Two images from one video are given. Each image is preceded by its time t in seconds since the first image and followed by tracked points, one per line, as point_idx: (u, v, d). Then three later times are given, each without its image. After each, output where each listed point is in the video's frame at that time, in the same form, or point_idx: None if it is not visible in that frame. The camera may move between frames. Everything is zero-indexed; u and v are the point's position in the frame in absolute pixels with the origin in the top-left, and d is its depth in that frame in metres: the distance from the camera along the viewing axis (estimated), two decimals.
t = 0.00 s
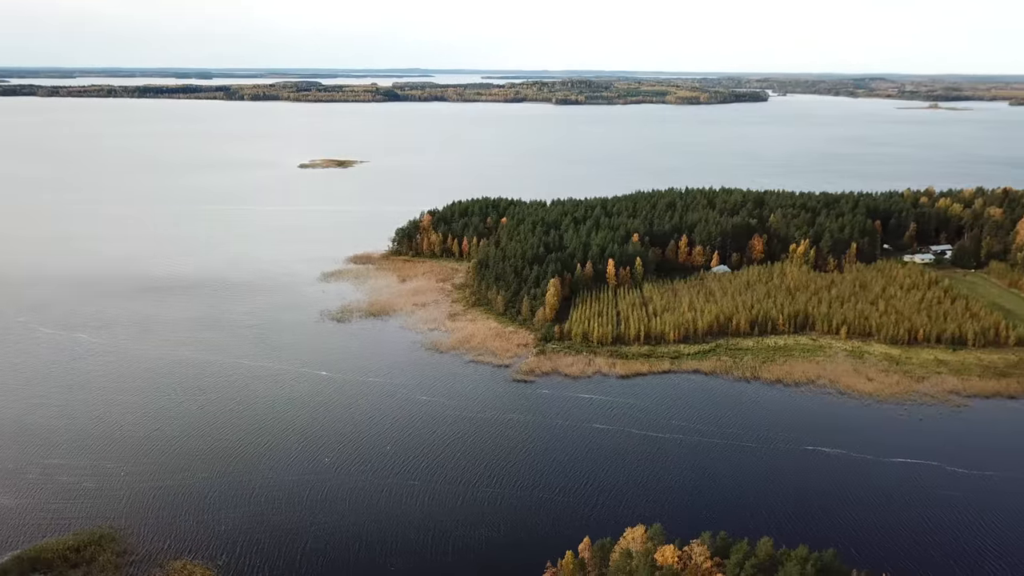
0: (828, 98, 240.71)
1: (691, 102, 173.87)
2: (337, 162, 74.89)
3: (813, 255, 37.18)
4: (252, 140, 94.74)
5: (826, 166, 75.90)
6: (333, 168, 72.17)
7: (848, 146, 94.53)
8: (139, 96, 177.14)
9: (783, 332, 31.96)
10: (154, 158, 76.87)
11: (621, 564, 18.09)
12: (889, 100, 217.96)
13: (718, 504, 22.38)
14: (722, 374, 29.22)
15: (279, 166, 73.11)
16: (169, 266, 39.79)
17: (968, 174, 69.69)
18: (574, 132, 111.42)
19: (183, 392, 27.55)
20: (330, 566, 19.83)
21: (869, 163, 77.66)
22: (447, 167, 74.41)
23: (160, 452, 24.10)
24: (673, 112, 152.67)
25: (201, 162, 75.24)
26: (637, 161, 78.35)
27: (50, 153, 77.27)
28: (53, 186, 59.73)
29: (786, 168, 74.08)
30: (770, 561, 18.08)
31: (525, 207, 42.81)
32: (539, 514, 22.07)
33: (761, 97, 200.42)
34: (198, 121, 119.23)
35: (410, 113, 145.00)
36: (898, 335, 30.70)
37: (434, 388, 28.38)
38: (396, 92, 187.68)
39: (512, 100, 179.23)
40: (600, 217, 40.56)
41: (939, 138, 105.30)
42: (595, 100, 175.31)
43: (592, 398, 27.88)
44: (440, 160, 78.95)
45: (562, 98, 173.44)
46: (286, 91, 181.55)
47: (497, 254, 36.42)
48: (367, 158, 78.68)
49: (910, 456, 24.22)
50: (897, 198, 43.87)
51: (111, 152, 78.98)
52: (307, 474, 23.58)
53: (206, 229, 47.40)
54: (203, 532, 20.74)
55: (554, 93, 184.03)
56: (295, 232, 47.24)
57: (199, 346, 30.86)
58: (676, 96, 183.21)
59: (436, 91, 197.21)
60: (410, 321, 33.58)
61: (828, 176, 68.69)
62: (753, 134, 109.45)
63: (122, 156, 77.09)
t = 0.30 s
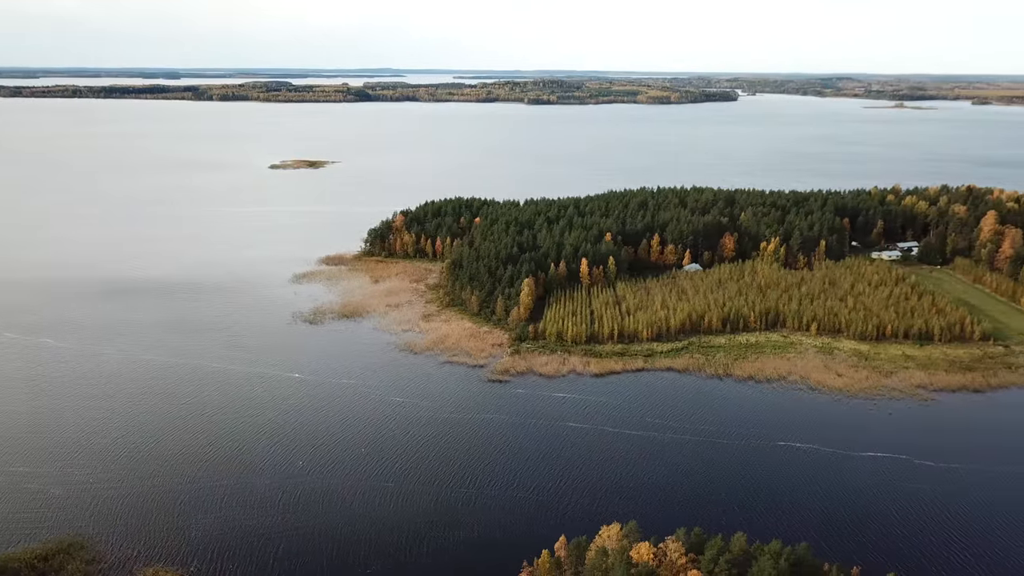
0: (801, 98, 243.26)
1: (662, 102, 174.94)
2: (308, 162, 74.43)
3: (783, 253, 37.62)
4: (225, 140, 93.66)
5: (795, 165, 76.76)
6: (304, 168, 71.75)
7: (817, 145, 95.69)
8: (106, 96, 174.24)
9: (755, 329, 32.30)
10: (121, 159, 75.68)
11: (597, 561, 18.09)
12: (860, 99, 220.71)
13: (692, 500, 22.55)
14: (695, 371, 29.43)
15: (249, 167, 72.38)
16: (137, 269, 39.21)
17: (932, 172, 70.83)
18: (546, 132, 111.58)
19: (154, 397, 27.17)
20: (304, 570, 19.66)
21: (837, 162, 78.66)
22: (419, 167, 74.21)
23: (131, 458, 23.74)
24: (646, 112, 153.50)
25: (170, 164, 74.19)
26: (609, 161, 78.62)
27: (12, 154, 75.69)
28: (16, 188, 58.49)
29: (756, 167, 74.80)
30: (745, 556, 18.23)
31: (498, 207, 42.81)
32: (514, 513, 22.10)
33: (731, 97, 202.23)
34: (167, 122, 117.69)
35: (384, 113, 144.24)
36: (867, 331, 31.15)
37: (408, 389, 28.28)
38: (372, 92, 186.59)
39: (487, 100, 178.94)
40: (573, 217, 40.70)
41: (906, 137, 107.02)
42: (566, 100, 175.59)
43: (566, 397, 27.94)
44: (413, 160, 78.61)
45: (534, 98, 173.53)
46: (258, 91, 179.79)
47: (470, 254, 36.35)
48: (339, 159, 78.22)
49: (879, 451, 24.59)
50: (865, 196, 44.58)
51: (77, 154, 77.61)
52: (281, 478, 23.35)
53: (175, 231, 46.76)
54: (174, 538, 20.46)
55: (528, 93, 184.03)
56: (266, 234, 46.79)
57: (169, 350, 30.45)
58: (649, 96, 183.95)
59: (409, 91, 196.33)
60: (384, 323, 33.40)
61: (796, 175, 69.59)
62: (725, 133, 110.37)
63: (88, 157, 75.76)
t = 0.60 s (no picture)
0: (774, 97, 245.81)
1: (634, 102, 175.99)
2: (281, 163, 73.76)
3: (754, 251, 38.06)
4: (198, 142, 92.46)
5: (765, 163, 77.60)
6: (276, 169, 71.15)
7: (788, 145, 96.83)
8: (72, 96, 171.19)
9: (728, 327, 32.61)
10: (87, 161, 74.35)
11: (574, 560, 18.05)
12: (831, 98, 223.33)
13: (667, 497, 22.71)
14: (669, 369, 29.64)
15: (220, 168, 71.56)
16: (105, 273, 38.58)
17: (898, 171, 72.05)
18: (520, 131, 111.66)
19: (124, 401, 26.77)
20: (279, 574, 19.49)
21: (806, 161, 79.68)
22: (392, 168, 73.94)
23: (102, 464, 23.37)
24: (620, 112, 154.09)
25: (139, 165, 73.10)
26: (582, 161, 78.87)
27: None
28: None
29: (727, 167, 75.46)
30: (720, 552, 18.37)
31: (473, 207, 42.77)
32: (490, 512, 22.12)
33: (703, 97, 203.68)
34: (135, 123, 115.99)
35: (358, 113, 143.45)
36: (838, 327, 31.59)
37: (383, 391, 28.15)
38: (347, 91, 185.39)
39: (462, 100, 178.55)
40: (546, 217, 40.78)
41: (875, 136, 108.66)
42: (538, 100, 175.47)
43: (541, 396, 27.99)
44: (386, 161, 78.21)
45: (507, 98, 173.44)
46: (230, 91, 177.78)
47: (445, 254, 36.24)
48: (312, 159, 77.66)
49: (850, 445, 24.92)
50: (834, 194, 45.22)
51: (41, 155, 76.05)
52: (255, 481, 23.14)
53: (144, 234, 46.07)
54: (147, 545, 20.19)
55: (502, 93, 183.78)
56: (238, 236, 46.31)
57: (139, 354, 30.02)
58: (620, 96, 184.66)
59: (383, 91, 195.22)
60: (357, 324, 33.21)
61: (766, 174, 70.37)
62: (698, 133, 111.23)
63: (53, 159, 74.29)
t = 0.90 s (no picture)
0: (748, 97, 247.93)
1: (607, 101, 176.83)
2: (253, 164, 72.98)
3: (726, 250, 38.43)
4: (169, 142, 91.22)
5: (736, 163, 78.31)
6: (248, 170, 70.40)
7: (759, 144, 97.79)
8: (37, 96, 167.92)
9: (701, 325, 32.88)
10: (53, 163, 72.95)
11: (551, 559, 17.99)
12: (802, 97, 225.54)
13: (643, 494, 22.84)
14: (643, 367, 29.80)
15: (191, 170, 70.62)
16: (71, 276, 37.86)
17: (866, 170, 73.13)
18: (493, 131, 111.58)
19: (93, 407, 26.31)
20: None
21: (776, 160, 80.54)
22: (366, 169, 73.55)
23: (71, 470, 22.95)
24: (594, 112, 154.71)
25: (106, 167, 71.86)
26: (555, 161, 79.07)
27: None
28: None
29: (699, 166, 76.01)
30: (695, 548, 18.45)
31: (447, 207, 42.71)
32: (466, 513, 22.08)
33: (675, 97, 205.18)
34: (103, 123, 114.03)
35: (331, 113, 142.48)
36: (809, 324, 31.95)
37: (358, 393, 27.99)
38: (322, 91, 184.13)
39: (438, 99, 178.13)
40: (521, 217, 40.83)
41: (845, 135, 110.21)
42: (511, 100, 175.47)
43: (517, 396, 27.99)
44: (359, 161, 77.77)
45: (480, 99, 173.23)
46: (202, 91, 175.54)
47: (419, 255, 36.11)
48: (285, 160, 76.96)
49: (822, 440, 25.22)
50: (804, 192, 45.79)
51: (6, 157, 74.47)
52: (229, 486, 22.88)
53: (112, 236, 45.30)
54: (117, 552, 19.86)
55: (475, 93, 183.74)
56: (209, 237, 45.73)
57: (108, 359, 29.53)
58: (593, 96, 185.31)
59: (357, 91, 193.98)
60: (331, 326, 32.98)
61: (737, 173, 71.02)
62: (672, 132, 111.95)
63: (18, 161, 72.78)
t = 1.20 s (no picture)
0: (721, 96, 250.22)
1: (580, 101, 177.63)
2: (224, 165, 72.17)
3: (699, 248, 38.77)
4: (141, 143, 89.86)
5: (709, 162, 78.92)
6: (220, 171, 69.63)
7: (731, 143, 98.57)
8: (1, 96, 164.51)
9: (674, 323, 33.12)
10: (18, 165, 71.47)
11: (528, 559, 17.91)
12: (773, 96, 228.04)
13: (618, 493, 22.92)
14: (618, 365, 29.94)
15: (161, 171, 69.64)
16: (37, 280, 37.16)
17: (835, 168, 74.06)
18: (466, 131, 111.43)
19: (61, 412, 25.87)
20: None
21: (747, 159, 81.29)
22: (339, 169, 73.10)
23: (39, 478, 22.54)
24: (568, 112, 155.05)
25: (72, 169, 70.57)
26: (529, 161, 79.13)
27: None
28: None
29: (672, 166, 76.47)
30: (671, 545, 18.53)
31: (421, 208, 42.60)
32: (443, 514, 22.02)
33: (647, 96, 206.49)
34: (68, 124, 111.90)
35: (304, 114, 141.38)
36: (781, 321, 32.29)
37: (332, 395, 27.81)
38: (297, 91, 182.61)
39: (413, 99, 177.47)
40: (495, 217, 40.83)
41: (816, 134, 111.58)
42: (483, 100, 175.41)
43: (493, 396, 27.98)
44: (331, 162, 77.20)
45: (453, 98, 172.72)
46: (174, 91, 173.17)
47: (393, 256, 35.91)
48: (257, 161, 76.20)
49: (794, 437, 25.47)
50: (775, 191, 46.31)
51: None
52: (201, 490, 22.62)
53: (78, 239, 44.50)
54: (87, 560, 19.54)
55: (448, 93, 183.44)
56: (180, 240, 45.15)
57: (75, 364, 29.02)
58: (567, 96, 185.72)
59: (331, 91, 192.55)
60: (305, 328, 32.76)
61: (709, 172, 71.57)
62: (646, 132, 112.54)
63: None
